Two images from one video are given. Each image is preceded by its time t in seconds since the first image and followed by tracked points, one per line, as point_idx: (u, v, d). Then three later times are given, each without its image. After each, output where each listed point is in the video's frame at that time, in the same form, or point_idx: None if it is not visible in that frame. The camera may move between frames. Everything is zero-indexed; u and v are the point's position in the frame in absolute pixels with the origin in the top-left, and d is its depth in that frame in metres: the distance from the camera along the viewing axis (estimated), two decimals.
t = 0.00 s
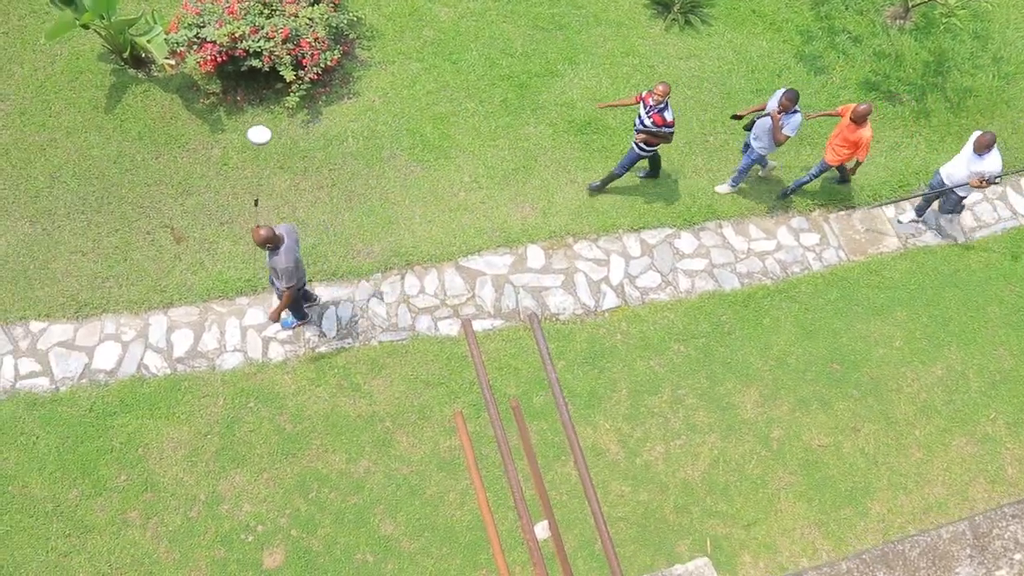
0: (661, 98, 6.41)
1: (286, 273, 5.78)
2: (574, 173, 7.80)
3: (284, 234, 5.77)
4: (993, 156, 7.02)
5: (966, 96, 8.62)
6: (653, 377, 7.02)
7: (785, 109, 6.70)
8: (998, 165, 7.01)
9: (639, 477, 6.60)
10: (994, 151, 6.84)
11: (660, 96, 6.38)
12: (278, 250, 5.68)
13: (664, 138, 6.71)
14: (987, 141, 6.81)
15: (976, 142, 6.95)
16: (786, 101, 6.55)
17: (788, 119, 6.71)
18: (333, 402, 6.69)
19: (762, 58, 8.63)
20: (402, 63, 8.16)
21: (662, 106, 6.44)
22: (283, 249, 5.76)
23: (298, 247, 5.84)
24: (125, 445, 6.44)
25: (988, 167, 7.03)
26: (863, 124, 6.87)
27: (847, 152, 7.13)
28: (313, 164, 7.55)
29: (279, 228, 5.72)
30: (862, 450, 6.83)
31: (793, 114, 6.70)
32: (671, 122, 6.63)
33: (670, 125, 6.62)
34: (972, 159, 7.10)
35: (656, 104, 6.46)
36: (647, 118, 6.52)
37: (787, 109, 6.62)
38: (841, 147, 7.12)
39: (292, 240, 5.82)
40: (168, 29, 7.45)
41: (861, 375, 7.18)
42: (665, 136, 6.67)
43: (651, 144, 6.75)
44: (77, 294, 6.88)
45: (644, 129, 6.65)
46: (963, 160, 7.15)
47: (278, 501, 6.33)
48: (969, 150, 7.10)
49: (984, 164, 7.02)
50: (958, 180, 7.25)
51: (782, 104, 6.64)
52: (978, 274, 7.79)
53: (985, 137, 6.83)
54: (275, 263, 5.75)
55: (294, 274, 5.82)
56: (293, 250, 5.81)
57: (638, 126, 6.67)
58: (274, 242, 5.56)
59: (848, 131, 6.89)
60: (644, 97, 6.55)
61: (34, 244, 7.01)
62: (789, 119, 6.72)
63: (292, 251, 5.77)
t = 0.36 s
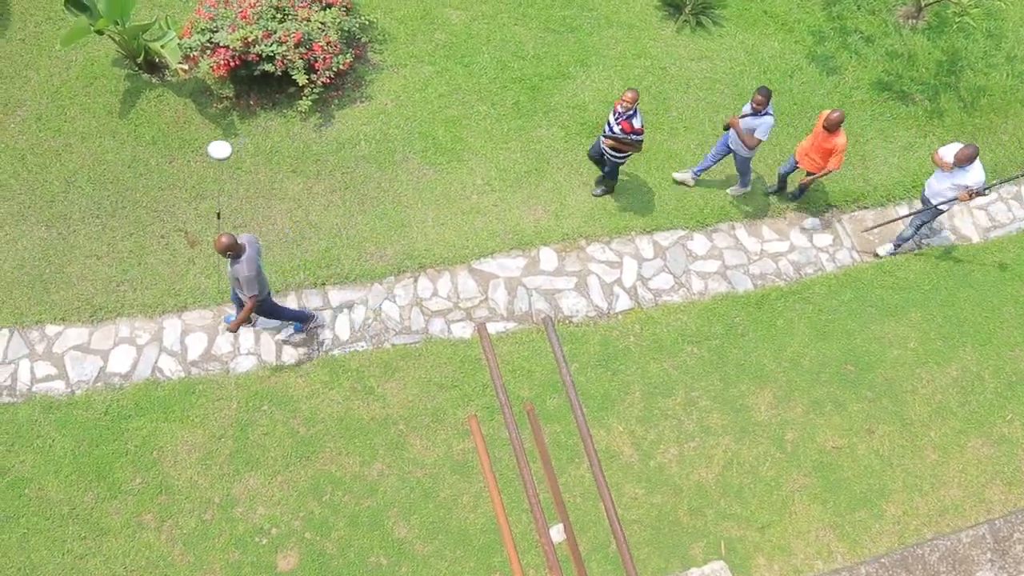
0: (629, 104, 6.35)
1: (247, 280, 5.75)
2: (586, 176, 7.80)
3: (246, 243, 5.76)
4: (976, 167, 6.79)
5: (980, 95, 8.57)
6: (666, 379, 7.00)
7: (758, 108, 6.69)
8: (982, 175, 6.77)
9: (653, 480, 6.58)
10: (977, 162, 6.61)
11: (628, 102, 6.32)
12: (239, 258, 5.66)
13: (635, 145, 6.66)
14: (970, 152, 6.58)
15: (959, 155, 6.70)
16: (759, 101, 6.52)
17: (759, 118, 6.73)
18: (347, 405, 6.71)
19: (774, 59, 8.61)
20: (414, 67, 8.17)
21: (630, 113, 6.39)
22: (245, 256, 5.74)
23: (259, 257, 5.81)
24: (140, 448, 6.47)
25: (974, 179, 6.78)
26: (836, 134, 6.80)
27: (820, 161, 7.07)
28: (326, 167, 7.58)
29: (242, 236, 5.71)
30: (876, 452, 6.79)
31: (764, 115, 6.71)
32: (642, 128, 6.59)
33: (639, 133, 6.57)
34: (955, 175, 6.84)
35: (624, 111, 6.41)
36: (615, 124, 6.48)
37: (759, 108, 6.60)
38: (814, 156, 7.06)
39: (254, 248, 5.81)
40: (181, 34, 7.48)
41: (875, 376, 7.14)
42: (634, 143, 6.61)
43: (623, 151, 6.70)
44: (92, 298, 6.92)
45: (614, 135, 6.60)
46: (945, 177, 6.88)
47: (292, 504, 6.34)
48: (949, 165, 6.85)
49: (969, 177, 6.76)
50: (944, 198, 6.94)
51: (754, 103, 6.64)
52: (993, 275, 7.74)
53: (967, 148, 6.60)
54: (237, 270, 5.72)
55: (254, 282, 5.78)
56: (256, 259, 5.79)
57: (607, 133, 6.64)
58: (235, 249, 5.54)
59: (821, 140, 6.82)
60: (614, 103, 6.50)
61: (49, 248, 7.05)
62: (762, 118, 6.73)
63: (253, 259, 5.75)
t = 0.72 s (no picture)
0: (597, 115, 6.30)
1: (221, 298, 5.77)
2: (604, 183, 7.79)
3: (213, 260, 5.76)
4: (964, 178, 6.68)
5: (1001, 96, 8.48)
6: (688, 386, 6.97)
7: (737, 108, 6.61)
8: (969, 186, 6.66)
9: (675, 487, 6.55)
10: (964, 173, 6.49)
11: (593, 113, 6.27)
12: (207, 277, 5.67)
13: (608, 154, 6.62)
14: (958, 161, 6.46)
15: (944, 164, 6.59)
16: (736, 99, 6.44)
17: (738, 119, 6.65)
18: (368, 415, 6.72)
19: (791, 63, 8.57)
20: (432, 77, 8.21)
21: (598, 122, 6.35)
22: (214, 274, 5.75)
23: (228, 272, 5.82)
24: (164, 460, 6.51)
25: (960, 190, 6.67)
26: (812, 141, 6.67)
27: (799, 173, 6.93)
28: (345, 179, 7.62)
29: (208, 254, 5.71)
30: (901, 457, 6.72)
31: (742, 115, 6.65)
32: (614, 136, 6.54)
33: (612, 142, 6.53)
34: (942, 183, 6.73)
35: (593, 121, 6.36)
36: (586, 136, 6.45)
37: (737, 108, 6.53)
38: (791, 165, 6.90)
39: (222, 264, 5.82)
40: (201, 49, 7.58)
41: (898, 381, 7.07)
42: (608, 152, 6.57)
43: (598, 159, 6.65)
44: (115, 311, 6.99)
45: (585, 146, 6.57)
46: (932, 185, 6.78)
47: (315, 514, 6.36)
48: (937, 173, 6.74)
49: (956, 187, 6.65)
50: (929, 207, 6.85)
51: (731, 104, 6.57)
52: (1018, 277, 7.65)
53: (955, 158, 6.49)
54: (209, 290, 5.73)
55: (228, 298, 5.81)
56: (226, 274, 5.80)
57: (580, 146, 6.62)
58: (202, 269, 5.55)
59: (796, 149, 6.66)
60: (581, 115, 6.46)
61: (74, 262, 7.13)
62: (741, 118, 6.65)
63: (224, 275, 5.77)
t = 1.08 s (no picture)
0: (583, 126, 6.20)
1: (195, 314, 5.81)
2: (631, 188, 7.77)
3: (193, 276, 5.77)
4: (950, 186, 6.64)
5: None
6: (714, 392, 6.93)
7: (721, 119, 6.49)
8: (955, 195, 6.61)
9: (700, 493, 6.51)
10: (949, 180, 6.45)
11: (580, 124, 6.17)
12: (186, 294, 5.70)
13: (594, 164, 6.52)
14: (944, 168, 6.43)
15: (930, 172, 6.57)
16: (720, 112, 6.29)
17: (723, 131, 6.51)
18: (394, 417, 6.74)
19: (820, 68, 8.50)
20: (460, 81, 8.22)
21: (585, 133, 6.25)
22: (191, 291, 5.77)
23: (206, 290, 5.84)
24: (191, 459, 6.56)
25: (946, 199, 6.62)
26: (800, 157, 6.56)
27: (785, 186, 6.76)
28: (373, 181, 7.65)
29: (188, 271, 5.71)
30: (930, 466, 6.64)
31: (728, 126, 6.51)
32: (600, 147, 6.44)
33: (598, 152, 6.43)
34: (928, 192, 6.68)
35: (578, 131, 6.25)
36: (573, 146, 6.34)
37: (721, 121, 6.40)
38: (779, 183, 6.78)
39: (201, 281, 5.83)
40: (230, 52, 7.63)
41: (927, 389, 6.98)
42: (594, 163, 6.48)
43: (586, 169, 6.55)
44: (145, 312, 7.07)
45: (573, 155, 6.46)
46: (918, 195, 6.73)
47: (340, 515, 6.38)
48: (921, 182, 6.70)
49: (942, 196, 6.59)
50: (915, 216, 6.77)
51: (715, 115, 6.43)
52: None
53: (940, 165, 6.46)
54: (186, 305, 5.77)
55: (203, 315, 5.84)
56: (204, 292, 5.82)
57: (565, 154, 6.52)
58: (181, 288, 5.57)
59: (784, 165, 6.55)
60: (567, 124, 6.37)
61: (104, 263, 7.21)
62: (726, 130, 6.52)
63: (202, 293, 5.79)
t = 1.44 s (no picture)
0: (557, 137, 6.12)
1: (178, 316, 5.78)
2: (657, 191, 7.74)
3: (177, 279, 5.80)
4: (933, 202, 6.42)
5: None
6: (737, 397, 6.89)
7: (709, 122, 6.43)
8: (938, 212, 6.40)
9: (722, 499, 6.47)
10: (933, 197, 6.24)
11: (555, 134, 6.08)
12: (169, 294, 5.70)
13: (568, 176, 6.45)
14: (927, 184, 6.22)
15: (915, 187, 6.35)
16: (704, 114, 6.29)
17: (709, 134, 6.44)
18: (416, 416, 6.75)
19: (850, 72, 8.43)
20: (487, 81, 8.22)
21: (560, 144, 6.16)
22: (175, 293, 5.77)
23: (189, 293, 5.84)
24: (214, 454, 6.60)
25: (928, 215, 6.41)
26: (785, 169, 6.41)
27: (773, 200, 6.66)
28: (399, 180, 7.67)
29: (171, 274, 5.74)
30: (954, 476, 6.57)
31: (714, 130, 6.42)
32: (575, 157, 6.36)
33: (572, 165, 6.35)
34: (911, 207, 6.48)
35: (553, 142, 6.17)
36: (546, 156, 6.26)
37: (706, 123, 6.35)
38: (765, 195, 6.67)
39: (185, 284, 5.85)
40: (259, 50, 7.66)
41: (953, 398, 6.91)
42: (568, 175, 6.41)
43: (559, 181, 6.49)
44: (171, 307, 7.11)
45: (547, 165, 6.39)
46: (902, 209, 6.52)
47: (360, 513, 6.39)
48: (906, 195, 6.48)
49: (924, 212, 6.39)
50: (898, 230, 6.56)
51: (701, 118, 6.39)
52: None
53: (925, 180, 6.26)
54: (169, 307, 5.76)
55: (186, 318, 5.82)
56: (188, 295, 5.82)
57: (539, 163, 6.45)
58: (164, 287, 5.58)
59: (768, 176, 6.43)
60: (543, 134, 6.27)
61: (131, 257, 7.26)
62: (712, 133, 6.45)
63: (185, 295, 5.79)
